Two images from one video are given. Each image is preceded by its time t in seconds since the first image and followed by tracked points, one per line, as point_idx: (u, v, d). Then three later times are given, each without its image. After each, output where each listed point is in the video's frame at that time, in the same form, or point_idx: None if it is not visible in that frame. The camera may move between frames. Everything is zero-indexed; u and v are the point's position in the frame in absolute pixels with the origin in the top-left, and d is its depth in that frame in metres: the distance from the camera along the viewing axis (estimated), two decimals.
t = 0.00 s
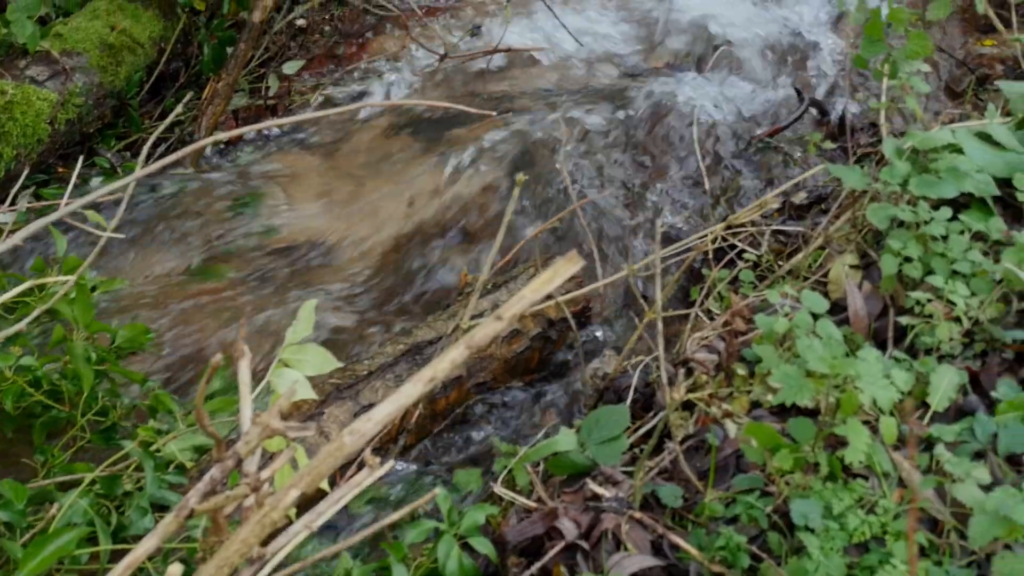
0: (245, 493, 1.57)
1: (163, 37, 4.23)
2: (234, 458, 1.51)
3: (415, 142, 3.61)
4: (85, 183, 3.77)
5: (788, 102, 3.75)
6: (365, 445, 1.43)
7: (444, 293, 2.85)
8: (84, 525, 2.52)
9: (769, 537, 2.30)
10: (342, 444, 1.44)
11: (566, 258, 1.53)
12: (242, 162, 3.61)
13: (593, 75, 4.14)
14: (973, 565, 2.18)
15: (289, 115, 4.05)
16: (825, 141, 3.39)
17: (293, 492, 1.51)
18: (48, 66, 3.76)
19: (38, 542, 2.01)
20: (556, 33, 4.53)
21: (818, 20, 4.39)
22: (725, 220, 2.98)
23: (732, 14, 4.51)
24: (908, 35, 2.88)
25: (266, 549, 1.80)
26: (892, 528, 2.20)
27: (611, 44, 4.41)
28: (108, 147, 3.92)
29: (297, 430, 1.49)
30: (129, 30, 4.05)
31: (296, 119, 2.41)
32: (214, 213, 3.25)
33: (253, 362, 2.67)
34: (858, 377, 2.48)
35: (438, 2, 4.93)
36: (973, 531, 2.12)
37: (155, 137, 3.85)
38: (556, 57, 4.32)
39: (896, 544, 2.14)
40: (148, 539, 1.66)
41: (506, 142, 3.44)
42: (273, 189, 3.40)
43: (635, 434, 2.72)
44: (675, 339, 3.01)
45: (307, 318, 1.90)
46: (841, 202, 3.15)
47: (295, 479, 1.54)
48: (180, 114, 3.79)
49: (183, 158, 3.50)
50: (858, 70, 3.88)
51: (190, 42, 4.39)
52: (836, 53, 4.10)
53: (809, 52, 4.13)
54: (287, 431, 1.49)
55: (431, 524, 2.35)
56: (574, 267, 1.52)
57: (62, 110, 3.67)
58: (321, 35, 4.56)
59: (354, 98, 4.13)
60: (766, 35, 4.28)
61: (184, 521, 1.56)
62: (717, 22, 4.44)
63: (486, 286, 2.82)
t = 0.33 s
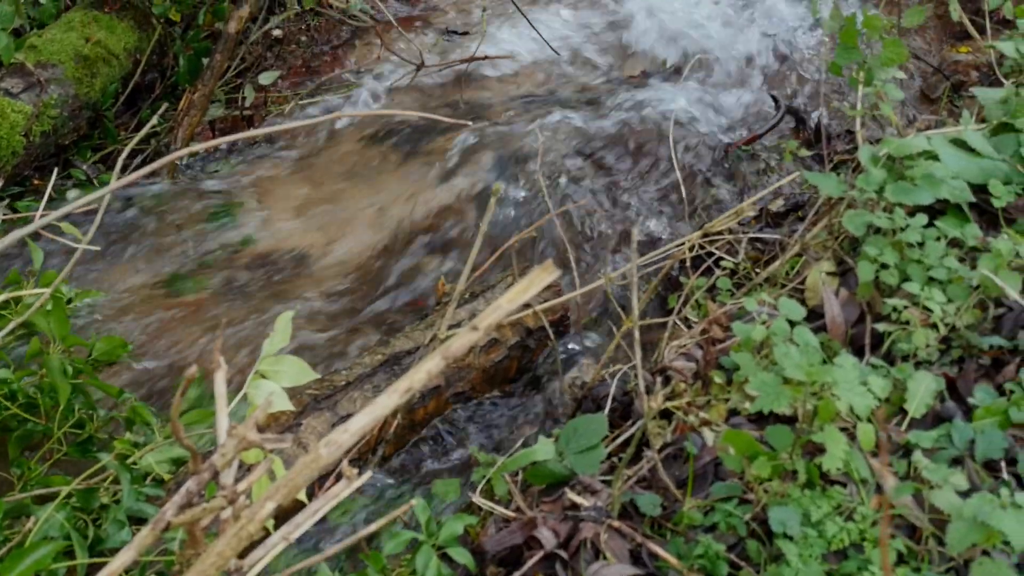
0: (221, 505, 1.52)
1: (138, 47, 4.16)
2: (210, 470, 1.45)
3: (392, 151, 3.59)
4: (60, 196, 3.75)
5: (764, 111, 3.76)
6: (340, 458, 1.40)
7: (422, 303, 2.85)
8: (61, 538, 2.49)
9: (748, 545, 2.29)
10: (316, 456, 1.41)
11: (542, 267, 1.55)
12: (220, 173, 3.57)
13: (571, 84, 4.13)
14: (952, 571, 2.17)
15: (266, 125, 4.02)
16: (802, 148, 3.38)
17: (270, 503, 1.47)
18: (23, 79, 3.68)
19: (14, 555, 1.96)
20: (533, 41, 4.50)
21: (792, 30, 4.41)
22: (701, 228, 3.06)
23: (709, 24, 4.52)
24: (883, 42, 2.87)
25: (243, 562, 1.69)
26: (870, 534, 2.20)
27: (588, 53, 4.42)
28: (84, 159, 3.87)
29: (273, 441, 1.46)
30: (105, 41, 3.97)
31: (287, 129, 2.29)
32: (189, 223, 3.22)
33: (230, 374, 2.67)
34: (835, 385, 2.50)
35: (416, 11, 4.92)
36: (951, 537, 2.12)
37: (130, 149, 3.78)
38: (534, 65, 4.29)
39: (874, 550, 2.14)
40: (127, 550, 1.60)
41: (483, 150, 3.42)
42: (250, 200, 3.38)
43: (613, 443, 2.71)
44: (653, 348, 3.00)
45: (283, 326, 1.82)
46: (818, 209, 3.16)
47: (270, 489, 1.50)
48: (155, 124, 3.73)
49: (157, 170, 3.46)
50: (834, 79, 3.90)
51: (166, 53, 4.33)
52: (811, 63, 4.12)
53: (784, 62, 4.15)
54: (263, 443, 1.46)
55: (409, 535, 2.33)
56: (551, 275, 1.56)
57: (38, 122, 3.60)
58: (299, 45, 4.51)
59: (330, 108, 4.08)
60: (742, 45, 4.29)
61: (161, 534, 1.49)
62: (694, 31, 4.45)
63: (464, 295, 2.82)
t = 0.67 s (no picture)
0: (203, 532, 1.49)
1: (122, 72, 4.12)
2: (190, 498, 1.42)
3: (376, 176, 3.60)
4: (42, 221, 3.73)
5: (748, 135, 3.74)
6: (322, 485, 1.32)
7: (406, 328, 2.84)
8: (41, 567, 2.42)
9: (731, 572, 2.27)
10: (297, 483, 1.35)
11: (524, 293, 1.53)
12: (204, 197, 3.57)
13: (555, 109, 4.12)
14: None
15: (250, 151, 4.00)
16: (785, 174, 3.38)
17: (252, 532, 1.42)
18: (5, 103, 3.65)
19: None
20: (516, 67, 4.50)
21: (775, 53, 4.40)
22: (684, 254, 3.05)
23: (692, 50, 4.52)
24: (866, 68, 2.88)
25: None
26: (853, 562, 2.19)
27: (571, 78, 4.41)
28: (68, 183, 3.85)
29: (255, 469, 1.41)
30: (89, 65, 3.95)
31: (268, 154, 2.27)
32: (173, 247, 3.21)
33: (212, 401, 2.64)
34: (818, 412, 2.45)
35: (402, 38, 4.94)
36: (934, 564, 2.11)
37: (113, 173, 3.83)
38: (517, 90, 4.28)
39: None
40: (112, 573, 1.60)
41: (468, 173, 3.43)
42: (233, 224, 3.36)
43: (597, 469, 2.69)
44: (637, 373, 2.99)
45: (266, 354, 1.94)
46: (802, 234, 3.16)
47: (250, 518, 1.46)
48: (138, 148, 3.79)
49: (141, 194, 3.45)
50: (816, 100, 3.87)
51: (150, 77, 4.31)
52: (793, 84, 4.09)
53: (767, 85, 4.13)
54: (244, 471, 1.40)
55: (393, 563, 2.29)
56: (535, 301, 1.52)
57: (20, 147, 3.58)
58: (282, 70, 4.51)
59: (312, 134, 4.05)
60: (724, 71, 4.29)
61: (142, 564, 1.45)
62: (677, 58, 4.45)
63: (448, 320, 2.82)
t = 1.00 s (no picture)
0: (181, 560, 1.59)
1: (103, 98, 3.98)
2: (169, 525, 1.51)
3: (356, 201, 3.52)
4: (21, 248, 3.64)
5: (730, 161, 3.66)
6: (298, 512, 1.50)
7: (385, 356, 2.85)
8: None
9: None
10: (276, 510, 1.51)
11: (505, 322, 1.80)
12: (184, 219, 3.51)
13: (536, 132, 4.05)
14: None
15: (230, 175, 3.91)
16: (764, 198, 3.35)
17: (230, 558, 1.56)
18: None
19: None
20: (499, 86, 4.37)
21: (757, 61, 4.33)
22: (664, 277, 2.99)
23: (675, 63, 4.44)
24: (845, 92, 2.88)
25: None
26: None
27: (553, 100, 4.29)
28: (47, 209, 3.79)
29: (232, 497, 1.48)
30: (67, 90, 3.83)
31: (232, 181, 2.45)
32: (153, 270, 3.18)
33: (191, 428, 2.64)
34: (799, 436, 2.49)
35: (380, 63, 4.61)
36: None
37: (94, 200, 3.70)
38: (498, 112, 4.19)
39: None
40: None
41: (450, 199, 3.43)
42: (212, 248, 3.32)
43: (577, 494, 2.67)
44: (618, 398, 2.97)
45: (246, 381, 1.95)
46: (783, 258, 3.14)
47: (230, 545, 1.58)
48: (119, 174, 3.69)
49: (121, 219, 3.42)
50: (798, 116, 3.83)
51: (131, 102, 4.16)
52: (776, 99, 4.05)
53: (750, 100, 4.07)
54: (223, 498, 1.47)
55: None
56: (512, 327, 1.79)
57: None
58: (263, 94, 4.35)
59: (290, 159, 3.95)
60: (706, 84, 4.22)
61: None
62: (659, 73, 4.38)
63: (427, 346, 2.81)
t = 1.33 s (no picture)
0: None
1: (79, 119, 3.89)
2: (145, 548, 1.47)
3: (338, 221, 3.54)
4: None
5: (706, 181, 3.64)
6: (276, 535, 1.45)
7: (364, 374, 2.82)
8: None
9: None
10: (253, 533, 1.47)
11: (482, 341, 1.76)
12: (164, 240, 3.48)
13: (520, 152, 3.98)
14: None
15: (207, 196, 3.77)
16: (742, 217, 3.29)
17: None
18: None
19: None
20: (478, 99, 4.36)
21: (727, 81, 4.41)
22: (641, 297, 2.96)
23: (651, 80, 4.47)
24: (822, 110, 2.90)
25: None
26: None
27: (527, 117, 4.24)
28: (23, 231, 3.65)
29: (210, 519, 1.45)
30: (44, 111, 3.73)
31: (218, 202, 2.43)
32: (131, 292, 3.13)
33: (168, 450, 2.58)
34: (776, 454, 2.42)
35: (360, 83, 4.48)
36: None
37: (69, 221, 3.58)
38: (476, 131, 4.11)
39: None
40: None
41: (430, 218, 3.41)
42: (192, 269, 3.30)
43: (557, 513, 2.64)
44: (597, 418, 2.96)
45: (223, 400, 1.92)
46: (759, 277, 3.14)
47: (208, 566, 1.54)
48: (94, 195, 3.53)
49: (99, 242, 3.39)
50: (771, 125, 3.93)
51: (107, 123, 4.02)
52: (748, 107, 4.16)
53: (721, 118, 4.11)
54: (199, 520, 1.45)
55: None
56: (489, 347, 1.76)
57: None
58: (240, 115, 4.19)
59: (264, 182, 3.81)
60: (680, 101, 4.26)
61: None
62: (636, 84, 4.43)
63: (406, 366, 2.80)
